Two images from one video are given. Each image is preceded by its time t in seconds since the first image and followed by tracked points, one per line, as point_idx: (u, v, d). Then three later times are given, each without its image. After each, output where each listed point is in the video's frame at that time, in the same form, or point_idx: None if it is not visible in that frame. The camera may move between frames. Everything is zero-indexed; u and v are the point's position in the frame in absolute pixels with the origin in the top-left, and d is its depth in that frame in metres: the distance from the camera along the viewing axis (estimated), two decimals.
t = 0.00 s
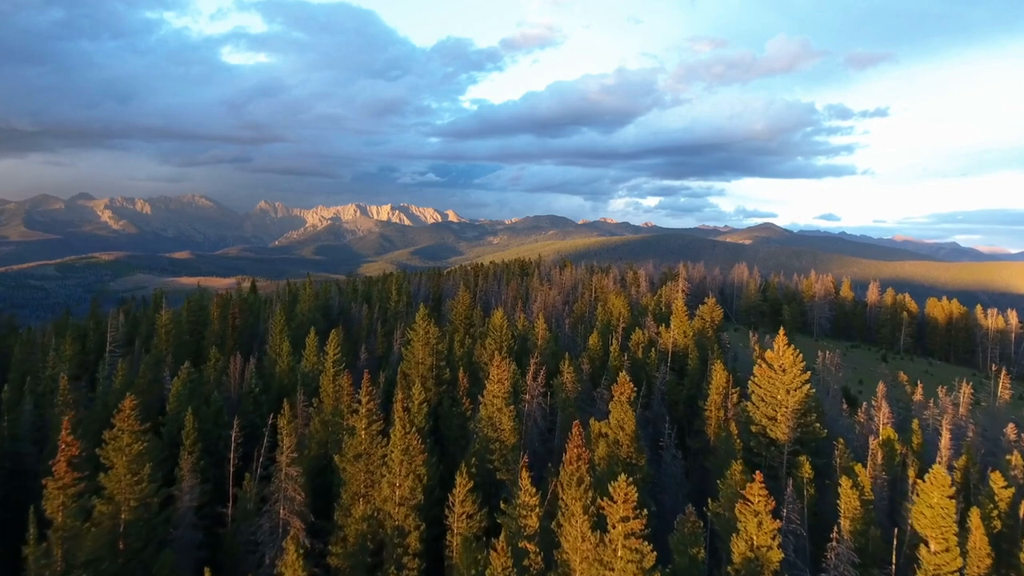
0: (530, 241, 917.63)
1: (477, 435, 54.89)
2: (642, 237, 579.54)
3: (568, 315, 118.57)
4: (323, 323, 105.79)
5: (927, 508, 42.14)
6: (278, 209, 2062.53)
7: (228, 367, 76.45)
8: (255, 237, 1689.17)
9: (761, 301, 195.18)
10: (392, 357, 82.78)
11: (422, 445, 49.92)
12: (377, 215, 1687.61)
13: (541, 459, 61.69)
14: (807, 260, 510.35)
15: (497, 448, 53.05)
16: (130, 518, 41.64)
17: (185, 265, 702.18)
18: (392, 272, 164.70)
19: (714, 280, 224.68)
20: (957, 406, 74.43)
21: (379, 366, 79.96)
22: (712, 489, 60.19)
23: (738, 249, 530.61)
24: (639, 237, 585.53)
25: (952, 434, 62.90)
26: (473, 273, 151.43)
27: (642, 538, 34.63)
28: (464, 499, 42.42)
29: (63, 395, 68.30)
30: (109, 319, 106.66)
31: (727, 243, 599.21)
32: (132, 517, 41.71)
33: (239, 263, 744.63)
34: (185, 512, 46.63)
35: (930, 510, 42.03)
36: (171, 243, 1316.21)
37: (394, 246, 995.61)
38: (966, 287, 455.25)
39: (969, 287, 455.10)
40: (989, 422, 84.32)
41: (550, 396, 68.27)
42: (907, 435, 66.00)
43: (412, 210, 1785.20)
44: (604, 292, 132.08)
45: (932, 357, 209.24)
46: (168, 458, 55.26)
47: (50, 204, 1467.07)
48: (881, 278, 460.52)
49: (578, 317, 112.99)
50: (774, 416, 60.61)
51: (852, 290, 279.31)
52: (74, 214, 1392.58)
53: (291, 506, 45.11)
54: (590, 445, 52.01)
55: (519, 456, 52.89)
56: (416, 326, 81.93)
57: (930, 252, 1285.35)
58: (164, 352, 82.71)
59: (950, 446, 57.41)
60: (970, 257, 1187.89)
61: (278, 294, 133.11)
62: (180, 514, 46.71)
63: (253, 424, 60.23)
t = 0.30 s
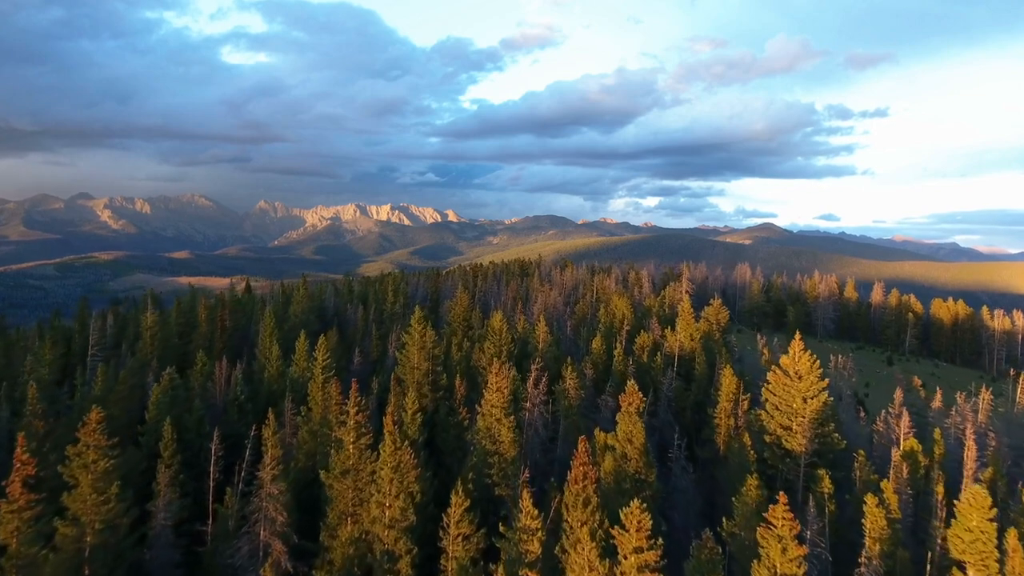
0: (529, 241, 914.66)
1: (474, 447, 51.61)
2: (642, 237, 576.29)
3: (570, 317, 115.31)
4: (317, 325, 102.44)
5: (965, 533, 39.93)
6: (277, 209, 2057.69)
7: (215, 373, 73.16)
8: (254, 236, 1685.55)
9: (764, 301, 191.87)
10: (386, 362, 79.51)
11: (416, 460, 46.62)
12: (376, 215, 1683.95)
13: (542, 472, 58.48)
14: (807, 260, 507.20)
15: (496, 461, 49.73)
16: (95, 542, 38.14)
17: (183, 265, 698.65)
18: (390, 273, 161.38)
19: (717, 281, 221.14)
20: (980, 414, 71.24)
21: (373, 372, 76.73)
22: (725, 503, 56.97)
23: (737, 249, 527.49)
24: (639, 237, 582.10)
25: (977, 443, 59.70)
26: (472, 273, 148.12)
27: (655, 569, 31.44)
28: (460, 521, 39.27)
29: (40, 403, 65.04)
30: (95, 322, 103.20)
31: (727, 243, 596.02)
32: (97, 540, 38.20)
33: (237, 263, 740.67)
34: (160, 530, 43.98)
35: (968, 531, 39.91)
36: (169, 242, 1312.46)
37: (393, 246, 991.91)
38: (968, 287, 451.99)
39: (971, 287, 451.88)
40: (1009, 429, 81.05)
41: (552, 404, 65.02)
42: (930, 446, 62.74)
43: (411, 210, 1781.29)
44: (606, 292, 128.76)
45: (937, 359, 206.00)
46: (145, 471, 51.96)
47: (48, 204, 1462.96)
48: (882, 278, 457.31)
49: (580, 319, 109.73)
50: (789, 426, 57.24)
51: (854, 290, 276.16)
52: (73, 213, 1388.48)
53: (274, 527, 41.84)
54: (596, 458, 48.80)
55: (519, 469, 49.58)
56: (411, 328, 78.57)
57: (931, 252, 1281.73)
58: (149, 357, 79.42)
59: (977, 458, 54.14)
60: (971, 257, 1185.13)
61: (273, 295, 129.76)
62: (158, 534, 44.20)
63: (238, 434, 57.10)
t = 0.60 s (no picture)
0: (528, 241, 910.40)
1: (471, 461, 48.16)
2: (642, 237, 572.97)
3: (571, 319, 111.99)
4: (310, 327, 99.11)
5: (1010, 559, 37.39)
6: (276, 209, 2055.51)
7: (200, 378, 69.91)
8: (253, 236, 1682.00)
9: (767, 302, 188.52)
10: (380, 367, 76.27)
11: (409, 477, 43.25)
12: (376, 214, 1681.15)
13: (542, 485, 55.17)
14: (807, 261, 504.21)
15: (495, 476, 46.34)
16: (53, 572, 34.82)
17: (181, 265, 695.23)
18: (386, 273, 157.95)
19: (719, 281, 217.34)
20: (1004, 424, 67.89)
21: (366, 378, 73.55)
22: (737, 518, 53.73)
23: (737, 249, 524.36)
24: (639, 237, 578.65)
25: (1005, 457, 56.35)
26: (470, 274, 144.69)
27: None
28: (455, 547, 35.99)
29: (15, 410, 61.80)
30: (80, 324, 99.72)
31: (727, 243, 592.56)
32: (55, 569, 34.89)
33: (235, 262, 736.76)
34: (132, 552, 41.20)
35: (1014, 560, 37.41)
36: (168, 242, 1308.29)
37: (393, 246, 988.59)
38: (970, 288, 448.85)
39: (973, 287, 448.69)
40: None
41: (554, 412, 61.71)
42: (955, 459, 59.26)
43: (410, 210, 1777.77)
44: (608, 293, 125.42)
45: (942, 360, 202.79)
46: (118, 486, 48.71)
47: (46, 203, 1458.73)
48: (884, 278, 454.02)
49: (582, 321, 106.45)
50: (807, 437, 53.86)
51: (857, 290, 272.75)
52: (71, 213, 1384.10)
53: (252, 552, 38.52)
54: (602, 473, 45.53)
55: (520, 485, 46.19)
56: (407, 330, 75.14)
57: (932, 252, 1277.70)
58: (133, 361, 76.16)
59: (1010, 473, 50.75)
60: (972, 257, 1181.65)
61: (266, 296, 126.36)
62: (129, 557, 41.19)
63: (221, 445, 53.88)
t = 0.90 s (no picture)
0: (528, 241, 907.81)
1: (468, 477, 44.80)
2: (641, 237, 569.38)
3: (572, 321, 108.72)
4: (302, 329, 95.79)
5: None
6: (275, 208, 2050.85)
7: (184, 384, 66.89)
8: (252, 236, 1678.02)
9: (771, 303, 185.11)
10: (373, 372, 72.99)
11: (400, 496, 39.91)
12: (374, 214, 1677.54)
13: (544, 500, 51.85)
14: (808, 261, 500.68)
15: (495, 494, 42.90)
16: None
17: (179, 264, 691.06)
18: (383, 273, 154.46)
19: (721, 281, 213.62)
20: None
21: (359, 385, 70.34)
22: (751, 536, 50.50)
23: (737, 249, 521.25)
24: (639, 237, 574.93)
25: None
26: (469, 274, 141.31)
27: None
28: None
29: None
30: (63, 326, 96.29)
31: (727, 243, 589.26)
32: None
33: (234, 262, 732.74)
34: None
35: None
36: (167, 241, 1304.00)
37: (392, 246, 985.15)
38: (971, 288, 445.95)
39: (974, 287, 445.84)
40: None
41: (556, 421, 58.35)
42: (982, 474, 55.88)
43: (409, 210, 1775.00)
44: (611, 294, 122.06)
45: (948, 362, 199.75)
46: (87, 503, 46.07)
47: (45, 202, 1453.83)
48: (885, 279, 450.71)
49: (584, 322, 103.01)
50: (827, 449, 50.46)
51: (860, 291, 269.21)
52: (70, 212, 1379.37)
53: None
54: (609, 491, 42.20)
55: (521, 504, 42.91)
56: (402, 332, 71.64)
57: (931, 253, 1273.66)
58: (115, 367, 73.09)
59: None
60: (971, 258, 1180.08)
61: (258, 296, 122.95)
62: None
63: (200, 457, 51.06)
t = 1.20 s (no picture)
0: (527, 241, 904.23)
1: (465, 496, 41.83)
2: (641, 237, 566.13)
3: (573, 323, 105.56)
4: (295, 331, 92.53)
5: None
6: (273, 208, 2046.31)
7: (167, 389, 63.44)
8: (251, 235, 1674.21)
9: (775, 303, 182.13)
10: (366, 378, 69.80)
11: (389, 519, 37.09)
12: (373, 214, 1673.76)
13: (546, 516, 48.91)
14: (808, 261, 497.96)
15: (493, 515, 39.80)
16: None
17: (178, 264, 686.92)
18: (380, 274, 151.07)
19: (723, 281, 210.04)
20: None
21: (351, 392, 67.21)
22: (767, 553, 47.50)
23: (737, 250, 518.50)
24: (638, 237, 571.77)
25: None
26: (467, 274, 138.09)
27: None
28: None
29: None
30: (47, 329, 92.93)
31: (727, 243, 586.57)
32: None
33: (232, 262, 728.63)
34: None
35: None
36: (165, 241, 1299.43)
37: (391, 246, 981.54)
38: (973, 288, 443.70)
39: (976, 287, 443.66)
40: None
41: (558, 431, 54.93)
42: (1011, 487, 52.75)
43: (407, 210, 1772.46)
44: (613, 295, 118.83)
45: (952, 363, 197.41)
46: (53, 521, 42.92)
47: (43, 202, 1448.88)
48: (886, 279, 448.23)
49: (586, 324, 99.73)
50: (850, 464, 47.16)
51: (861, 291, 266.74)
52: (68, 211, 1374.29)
53: None
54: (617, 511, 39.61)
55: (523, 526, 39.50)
56: (396, 335, 68.26)
57: (931, 253, 1270.94)
58: (96, 373, 69.91)
59: None
60: (970, 258, 1178.67)
61: (250, 296, 119.59)
62: None
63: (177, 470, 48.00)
